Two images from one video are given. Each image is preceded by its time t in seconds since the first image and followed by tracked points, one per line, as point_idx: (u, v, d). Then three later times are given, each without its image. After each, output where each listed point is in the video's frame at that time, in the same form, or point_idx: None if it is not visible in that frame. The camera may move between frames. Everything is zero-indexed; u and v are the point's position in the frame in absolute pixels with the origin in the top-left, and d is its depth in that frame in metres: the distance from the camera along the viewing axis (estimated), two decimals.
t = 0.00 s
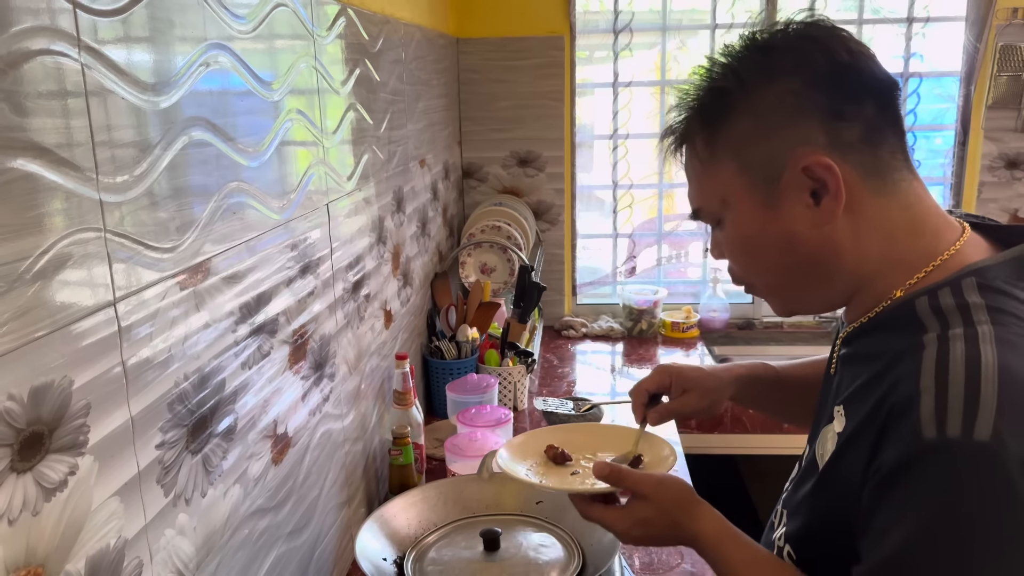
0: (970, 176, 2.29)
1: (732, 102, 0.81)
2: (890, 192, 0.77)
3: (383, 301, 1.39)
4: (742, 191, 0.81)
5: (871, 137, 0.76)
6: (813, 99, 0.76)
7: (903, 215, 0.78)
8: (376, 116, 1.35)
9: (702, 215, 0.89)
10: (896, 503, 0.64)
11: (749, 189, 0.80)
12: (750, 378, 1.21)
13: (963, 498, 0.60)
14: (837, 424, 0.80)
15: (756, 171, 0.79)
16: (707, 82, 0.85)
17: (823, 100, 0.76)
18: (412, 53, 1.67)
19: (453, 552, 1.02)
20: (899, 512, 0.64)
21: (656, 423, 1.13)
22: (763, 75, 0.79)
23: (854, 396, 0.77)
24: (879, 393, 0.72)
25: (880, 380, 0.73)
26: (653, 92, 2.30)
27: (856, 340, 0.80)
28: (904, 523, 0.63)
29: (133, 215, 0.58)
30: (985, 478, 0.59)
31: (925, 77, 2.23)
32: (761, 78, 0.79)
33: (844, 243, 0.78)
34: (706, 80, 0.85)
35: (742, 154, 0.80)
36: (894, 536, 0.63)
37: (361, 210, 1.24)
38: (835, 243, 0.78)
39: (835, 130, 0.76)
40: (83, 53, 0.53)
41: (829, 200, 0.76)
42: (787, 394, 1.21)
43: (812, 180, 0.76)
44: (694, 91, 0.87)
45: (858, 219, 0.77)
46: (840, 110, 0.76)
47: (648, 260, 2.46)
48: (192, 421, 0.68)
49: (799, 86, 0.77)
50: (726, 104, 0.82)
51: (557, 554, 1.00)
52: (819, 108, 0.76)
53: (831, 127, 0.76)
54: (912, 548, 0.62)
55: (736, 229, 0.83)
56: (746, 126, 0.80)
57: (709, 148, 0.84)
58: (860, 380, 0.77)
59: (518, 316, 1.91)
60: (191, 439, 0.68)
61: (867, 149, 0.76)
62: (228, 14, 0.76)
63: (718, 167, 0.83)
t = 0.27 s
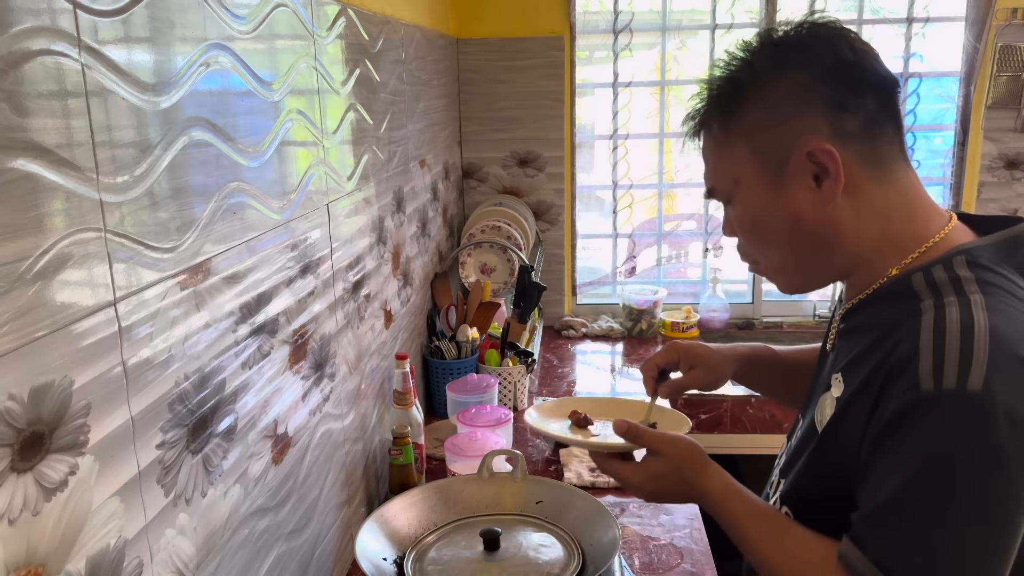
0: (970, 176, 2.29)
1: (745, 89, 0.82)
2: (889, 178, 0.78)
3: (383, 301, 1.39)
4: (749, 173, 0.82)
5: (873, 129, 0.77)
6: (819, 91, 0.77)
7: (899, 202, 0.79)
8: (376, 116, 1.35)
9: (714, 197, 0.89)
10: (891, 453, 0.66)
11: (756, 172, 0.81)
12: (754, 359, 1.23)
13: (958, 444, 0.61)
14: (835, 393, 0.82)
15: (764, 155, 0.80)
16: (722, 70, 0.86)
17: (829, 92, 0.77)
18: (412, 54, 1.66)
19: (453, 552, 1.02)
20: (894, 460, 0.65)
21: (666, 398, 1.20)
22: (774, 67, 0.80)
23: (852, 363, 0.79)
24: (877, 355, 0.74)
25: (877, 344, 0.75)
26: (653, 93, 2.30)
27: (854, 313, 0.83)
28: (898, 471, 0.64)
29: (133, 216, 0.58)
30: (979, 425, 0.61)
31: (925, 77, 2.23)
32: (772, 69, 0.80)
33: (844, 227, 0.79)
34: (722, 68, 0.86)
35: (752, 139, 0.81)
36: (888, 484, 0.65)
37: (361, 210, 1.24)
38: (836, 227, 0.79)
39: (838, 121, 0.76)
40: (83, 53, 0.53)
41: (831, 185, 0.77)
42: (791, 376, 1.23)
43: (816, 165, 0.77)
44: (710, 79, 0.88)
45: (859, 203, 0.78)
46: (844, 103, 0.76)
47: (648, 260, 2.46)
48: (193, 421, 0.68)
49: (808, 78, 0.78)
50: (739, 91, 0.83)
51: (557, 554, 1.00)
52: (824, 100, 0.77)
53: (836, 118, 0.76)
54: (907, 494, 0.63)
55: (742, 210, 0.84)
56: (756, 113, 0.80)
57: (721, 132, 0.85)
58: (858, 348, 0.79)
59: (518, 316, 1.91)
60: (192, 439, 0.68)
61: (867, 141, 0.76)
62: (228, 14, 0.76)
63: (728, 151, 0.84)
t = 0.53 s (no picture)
0: (970, 176, 2.29)
1: (742, 78, 0.95)
2: (856, 157, 0.93)
3: (383, 301, 1.39)
4: (742, 150, 0.96)
5: (845, 116, 0.91)
6: (804, 82, 0.91)
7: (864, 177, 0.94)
8: (375, 116, 1.35)
9: (711, 170, 1.03)
10: (886, 390, 0.79)
11: (748, 149, 0.95)
12: (747, 337, 1.38)
13: (946, 376, 0.75)
14: (816, 345, 0.95)
15: (756, 134, 0.94)
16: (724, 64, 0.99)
17: (811, 84, 0.90)
18: (411, 54, 1.66)
19: (453, 552, 1.02)
20: (892, 398, 0.78)
21: (677, 371, 1.38)
22: (767, 60, 0.93)
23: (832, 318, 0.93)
24: (857, 310, 0.87)
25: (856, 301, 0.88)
26: (653, 93, 2.30)
27: (828, 278, 0.97)
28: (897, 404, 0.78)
29: (133, 216, 0.58)
30: (959, 359, 0.75)
31: (925, 77, 2.23)
32: (763, 63, 0.94)
33: (818, 198, 0.94)
34: (725, 61, 0.99)
35: (748, 120, 0.94)
36: (890, 417, 0.78)
37: (361, 210, 1.24)
38: (811, 197, 0.94)
39: (819, 107, 0.90)
40: (83, 53, 0.53)
41: (810, 160, 0.91)
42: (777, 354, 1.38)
43: (797, 144, 0.91)
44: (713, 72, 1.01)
45: (832, 177, 0.93)
46: (823, 92, 0.90)
47: (648, 260, 2.46)
48: (193, 421, 0.68)
49: (795, 71, 0.91)
50: (737, 80, 0.96)
51: (557, 554, 1.00)
52: (807, 89, 0.90)
53: (816, 104, 0.90)
54: (908, 422, 0.77)
55: (734, 182, 0.98)
56: (752, 98, 0.94)
57: (719, 116, 0.98)
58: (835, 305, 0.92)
59: (518, 316, 1.91)
60: (192, 439, 0.68)
61: (839, 126, 0.91)
62: (228, 14, 0.76)
63: (725, 131, 0.97)
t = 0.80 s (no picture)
0: (970, 176, 2.30)
1: (720, 74, 1.02)
2: (822, 143, 1.02)
3: (383, 301, 1.39)
4: (724, 138, 1.02)
5: (813, 108, 1.00)
6: (777, 76, 0.99)
7: (831, 161, 1.03)
8: (376, 116, 1.35)
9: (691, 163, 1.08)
10: (863, 345, 0.86)
11: (729, 138, 1.01)
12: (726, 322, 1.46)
13: (916, 327, 0.82)
14: (795, 315, 1.01)
15: (736, 125, 1.00)
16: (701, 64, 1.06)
17: (784, 78, 0.99)
18: (412, 54, 1.66)
19: (453, 552, 1.02)
20: (869, 349, 0.85)
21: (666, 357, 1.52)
22: (743, 59, 1.01)
23: (809, 287, 0.99)
24: (831, 276, 0.94)
25: (829, 268, 0.95)
26: (653, 93, 2.30)
27: (802, 252, 1.03)
28: (874, 355, 0.84)
29: (134, 216, 0.58)
30: (926, 307, 0.83)
31: (924, 77, 2.23)
32: (739, 61, 1.01)
33: (794, 181, 1.01)
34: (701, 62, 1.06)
35: (729, 111, 1.01)
36: (867, 367, 0.85)
37: (361, 210, 1.24)
38: (787, 181, 1.01)
39: (791, 99, 0.99)
40: (83, 53, 0.53)
41: (786, 146, 0.98)
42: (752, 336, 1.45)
43: (774, 132, 0.98)
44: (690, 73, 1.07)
45: (805, 162, 1.01)
46: (794, 86, 0.99)
47: (648, 260, 2.46)
48: (193, 420, 0.68)
49: (769, 67, 1.00)
50: (716, 76, 1.02)
51: (557, 554, 1.01)
52: (781, 83, 0.99)
53: (789, 96, 0.98)
54: (883, 370, 0.83)
55: (717, 169, 1.04)
56: (731, 92, 1.00)
57: (699, 110, 1.04)
58: (812, 274, 0.99)
59: (518, 316, 1.91)
60: (192, 439, 0.68)
61: (809, 116, 0.99)
62: (228, 14, 0.76)
63: (706, 123, 1.03)
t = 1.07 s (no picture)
0: (970, 176, 2.30)
1: (713, 76, 1.02)
2: (813, 143, 1.02)
3: (383, 301, 1.39)
4: (719, 140, 1.01)
5: (802, 109, 1.01)
6: (768, 79, 1.00)
7: (822, 161, 1.03)
8: (376, 116, 1.35)
9: (685, 165, 1.08)
10: (833, 346, 0.88)
11: (724, 139, 1.01)
12: (725, 341, 1.44)
13: (882, 328, 0.84)
14: (780, 311, 1.03)
15: (730, 126, 1.00)
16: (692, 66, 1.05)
17: (775, 80, 0.99)
18: (412, 54, 1.66)
19: (453, 552, 1.02)
20: (837, 350, 0.87)
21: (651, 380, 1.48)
22: (734, 62, 1.01)
23: (791, 284, 1.01)
24: (811, 275, 0.96)
25: (810, 266, 0.97)
26: (653, 93, 2.30)
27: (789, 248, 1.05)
28: (842, 355, 0.86)
29: (134, 215, 0.58)
30: (895, 311, 0.84)
31: (924, 77, 2.23)
32: (730, 64, 1.01)
33: (788, 181, 1.01)
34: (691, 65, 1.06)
35: (723, 113, 1.00)
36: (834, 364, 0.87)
37: (361, 210, 1.24)
38: (781, 181, 1.01)
39: (782, 101, 0.99)
40: (83, 53, 0.53)
41: (781, 146, 0.98)
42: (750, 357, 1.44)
43: (769, 132, 0.98)
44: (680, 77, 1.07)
45: (798, 161, 1.01)
46: (785, 88, 1.00)
47: (648, 260, 2.46)
48: (193, 421, 0.68)
49: (760, 70, 1.00)
50: (708, 79, 1.02)
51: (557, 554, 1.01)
52: (772, 85, 0.99)
53: (781, 98, 0.99)
54: (849, 370, 0.85)
55: (712, 171, 1.03)
56: (724, 95, 1.00)
57: (692, 112, 1.04)
58: (794, 270, 1.01)
59: (518, 316, 1.91)
60: (192, 439, 0.68)
61: (800, 117, 1.00)
62: (229, 14, 0.76)
63: (700, 125, 1.03)
